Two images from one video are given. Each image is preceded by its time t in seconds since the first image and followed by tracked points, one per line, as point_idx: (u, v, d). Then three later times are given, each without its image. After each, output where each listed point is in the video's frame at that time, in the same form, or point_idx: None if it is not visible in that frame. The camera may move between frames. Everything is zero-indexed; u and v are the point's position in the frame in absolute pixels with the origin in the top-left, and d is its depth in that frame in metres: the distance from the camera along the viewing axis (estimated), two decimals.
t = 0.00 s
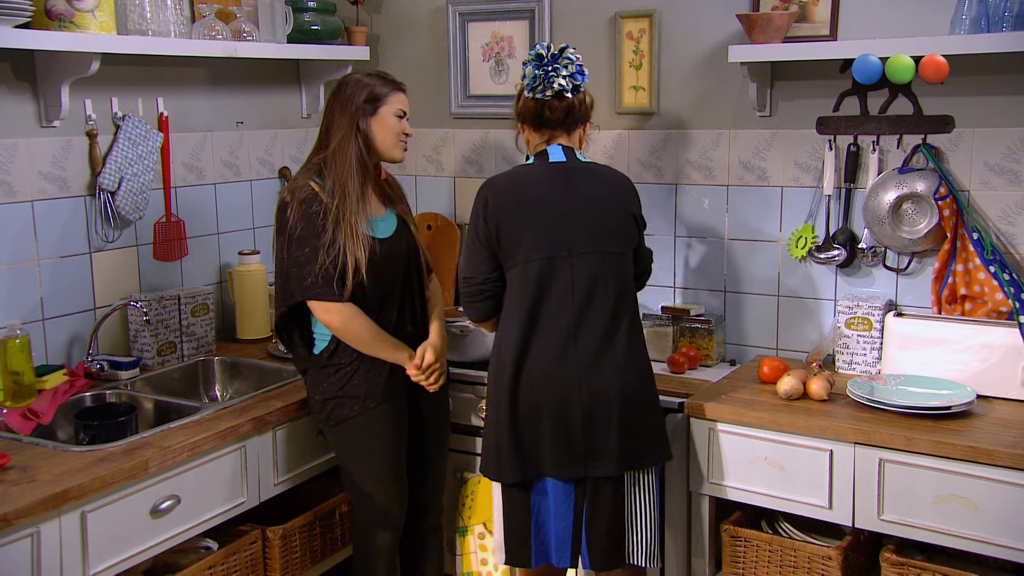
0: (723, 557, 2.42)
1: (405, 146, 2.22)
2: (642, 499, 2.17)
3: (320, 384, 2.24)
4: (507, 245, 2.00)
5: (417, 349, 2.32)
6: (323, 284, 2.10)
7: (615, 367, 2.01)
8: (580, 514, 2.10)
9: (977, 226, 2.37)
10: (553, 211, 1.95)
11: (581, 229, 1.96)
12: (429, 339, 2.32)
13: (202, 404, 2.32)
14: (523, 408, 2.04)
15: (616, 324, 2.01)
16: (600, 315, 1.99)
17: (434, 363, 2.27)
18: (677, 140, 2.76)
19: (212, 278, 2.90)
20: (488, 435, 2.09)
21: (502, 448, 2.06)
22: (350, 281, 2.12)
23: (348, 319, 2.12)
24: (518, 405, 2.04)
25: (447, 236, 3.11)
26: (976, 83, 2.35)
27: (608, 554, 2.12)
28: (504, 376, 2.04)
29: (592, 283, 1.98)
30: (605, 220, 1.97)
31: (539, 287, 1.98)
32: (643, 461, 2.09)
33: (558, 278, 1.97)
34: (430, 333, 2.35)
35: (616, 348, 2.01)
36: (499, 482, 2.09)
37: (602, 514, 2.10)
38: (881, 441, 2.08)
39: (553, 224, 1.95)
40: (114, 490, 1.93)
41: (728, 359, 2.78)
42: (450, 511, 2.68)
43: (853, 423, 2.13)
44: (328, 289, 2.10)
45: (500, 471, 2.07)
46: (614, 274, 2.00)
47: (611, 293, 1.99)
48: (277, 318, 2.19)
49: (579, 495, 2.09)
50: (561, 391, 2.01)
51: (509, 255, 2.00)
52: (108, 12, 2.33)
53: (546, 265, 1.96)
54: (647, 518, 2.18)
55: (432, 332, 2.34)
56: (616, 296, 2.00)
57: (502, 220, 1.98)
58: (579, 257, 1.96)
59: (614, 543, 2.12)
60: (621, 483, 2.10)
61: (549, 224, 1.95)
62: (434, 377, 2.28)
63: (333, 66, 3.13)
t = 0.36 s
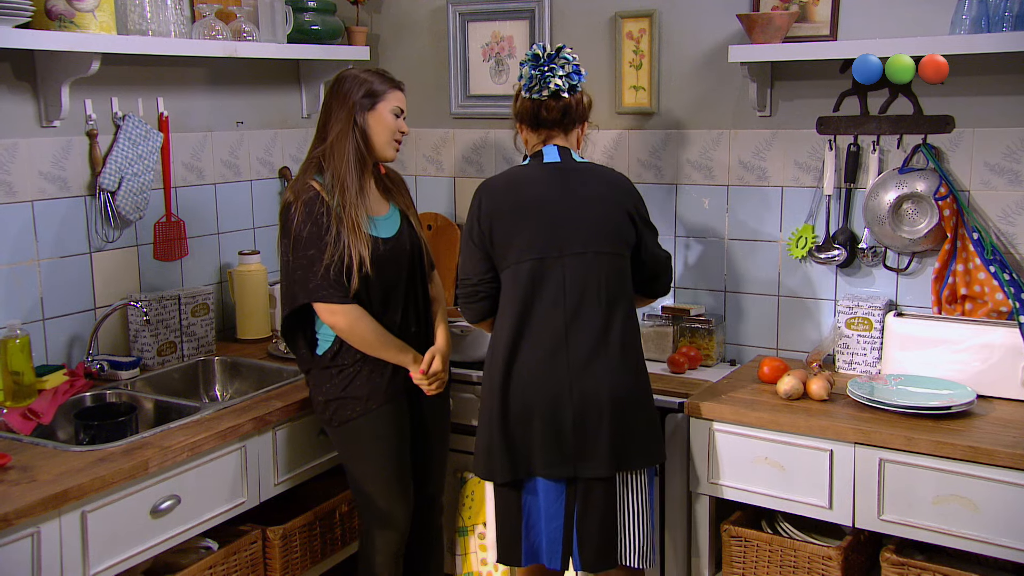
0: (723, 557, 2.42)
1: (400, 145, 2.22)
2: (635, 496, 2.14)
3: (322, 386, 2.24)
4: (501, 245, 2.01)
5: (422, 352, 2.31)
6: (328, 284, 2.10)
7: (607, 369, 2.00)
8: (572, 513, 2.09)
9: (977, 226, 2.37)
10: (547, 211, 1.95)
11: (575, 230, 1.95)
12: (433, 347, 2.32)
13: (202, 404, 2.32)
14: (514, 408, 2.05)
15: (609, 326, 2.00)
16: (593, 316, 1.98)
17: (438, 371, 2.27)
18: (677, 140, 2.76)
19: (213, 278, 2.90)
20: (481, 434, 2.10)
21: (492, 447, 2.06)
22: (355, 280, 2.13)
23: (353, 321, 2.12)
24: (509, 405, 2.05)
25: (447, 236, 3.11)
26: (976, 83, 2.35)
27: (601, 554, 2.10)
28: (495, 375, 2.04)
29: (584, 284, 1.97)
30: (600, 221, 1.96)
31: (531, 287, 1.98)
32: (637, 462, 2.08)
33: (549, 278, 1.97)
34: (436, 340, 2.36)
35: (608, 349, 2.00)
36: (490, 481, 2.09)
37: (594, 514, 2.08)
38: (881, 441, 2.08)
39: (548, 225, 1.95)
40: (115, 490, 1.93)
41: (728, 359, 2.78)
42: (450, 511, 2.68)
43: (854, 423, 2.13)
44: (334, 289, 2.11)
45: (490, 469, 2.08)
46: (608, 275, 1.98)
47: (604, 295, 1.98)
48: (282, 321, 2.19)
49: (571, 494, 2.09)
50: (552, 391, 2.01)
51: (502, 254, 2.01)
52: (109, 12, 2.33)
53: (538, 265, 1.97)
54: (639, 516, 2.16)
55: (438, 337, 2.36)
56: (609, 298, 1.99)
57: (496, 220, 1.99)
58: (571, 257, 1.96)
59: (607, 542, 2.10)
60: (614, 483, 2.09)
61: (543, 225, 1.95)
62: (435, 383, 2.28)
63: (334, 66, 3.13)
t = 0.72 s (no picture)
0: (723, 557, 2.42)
1: (401, 151, 2.22)
2: (626, 499, 2.11)
3: (322, 385, 2.24)
4: (498, 244, 2.01)
5: (420, 351, 2.31)
6: (330, 286, 2.10)
7: (600, 372, 2.00)
8: (562, 514, 2.09)
9: (977, 226, 2.38)
10: (545, 211, 1.95)
11: (571, 232, 1.95)
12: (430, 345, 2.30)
13: (202, 404, 2.32)
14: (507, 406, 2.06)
15: (603, 328, 1.99)
16: (587, 318, 1.98)
17: (436, 371, 2.26)
18: (677, 140, 2.76)
19: (213, 278, 2.90)
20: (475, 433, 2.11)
21: (484, 446, 2.07)
22: (357, 282, 2.13)
23: (354, 321, 2.12)
24: (502, 405, 2.06)
25: (447, 236, 3.11)
26: (976, 83, 2.35)
27: (593, 553, 2.09)
28: (489, 374, 2.05)
29: (579, 285, 1.97)
30: (597, 223, 1.96)
31: (526, 286, 1.98)
32: (630, 466, 2.07)
33: (544, 277, 1.97)
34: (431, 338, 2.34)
35: (602, 352, 2.00)
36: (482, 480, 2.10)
37: (586, 515, 2.08)
38: (881, 441, 2.08)
39: (545, 225, 1.95)
40: (116, 490, 1.93)
41: (728, 359, 2.78)
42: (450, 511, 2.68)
43: (854, 423, 2.13)
44: (336, 290, 2.11)
45: (481, 468, 2.09)
46: (603, 276, 1.98)
47: (599, 297, 1.98)
48: (280, 321, 2.20)
49: (561, 495, 2.09)
50: (545, 392, 2.01)
51: (499, 254, 2.02)
52: (109, 12, 2.33)
53: (534, 265, 1.97)
54: (631, 519, 2.13)
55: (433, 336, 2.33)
56: (604, 300, 1.98)
57: (492, 220, 2.00)
58: (567, 259, 1.96)
59: (597, 544, 2.09)
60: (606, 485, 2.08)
61: (541, 226, 1.96)
62: (435, 384, 2.27)
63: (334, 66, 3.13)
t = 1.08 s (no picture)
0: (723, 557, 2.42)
1: (397, 154, 2.23)
2: (622, 501, 2.09)
3: (321, 385, 2.24)
4: (497, 244, 2.03)
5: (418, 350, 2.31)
6: (327, 286, 2.11)
7: (595, 374, 1.99)
8: (557, 515, 2.09)
9: (977, 226, 2.38)
10: (541, 212, 1.96)
11: (567, 233, 1.95)
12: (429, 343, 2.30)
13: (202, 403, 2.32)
14: (503, 406, 2.07)
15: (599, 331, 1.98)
16: (582, 320, 1.97)
17: (435, 370, 2.26)
18: (677, 140, 2.76)
19: (213, 278, 2.90)
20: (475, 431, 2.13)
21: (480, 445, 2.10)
22: (355, 282, 2.14)
23: (353, 321, 2.12)
24: (498, 404, 2.07)
25: (447, 236, 3.11)
26: (976, 83, 2.35)
27: (588, 555, 2.07)
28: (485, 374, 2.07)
29: (574, 286, 1.96)
30: (593, 224, 1.95)
31: (522, 286, 1.99)
32: (626, 470, 2.05)
33: (539, 278, 1.98)
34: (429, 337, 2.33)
35: (598, 354, 1.98)
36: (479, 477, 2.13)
37: (581, 517, 2.06)
38: (881, 441, 2.08)
39: (541, 226, 1.96)
40: (116, 489, 1.93)
41: (728, 359, 2.78)
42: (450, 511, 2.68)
43: (854, 423, 2.13)
44: (333, 291, 2.11)
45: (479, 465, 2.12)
46: (599, 278, 1.97)
47: (594, 298, 1.97)
48: (279, 320, 2.19)
49: (556, 497, 2.08)
50: (539, 393, 2.01)
51: (498, 254, 2.04)
52: (109, 12, 2.33)
53: (529, 266, 1.98)
54: (628, 522, 2.11)
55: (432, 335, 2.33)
56: (600, 301, 1.97)
57: (490, 220, 2.02)
58: (562, 260, 1.96)
59: (590, 547, 2.08)
60: (601, 489, 2.07)
61: (537, 227, 1.96)
62: (434, 382, 2.27)
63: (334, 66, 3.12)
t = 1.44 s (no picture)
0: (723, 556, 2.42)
1: (395, 153, 2.22)
2: (611, 506, 2.06)
3: (321, 385, 2.24)
4: (505, 241, 2.07)
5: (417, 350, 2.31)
6: (324, 285, 2.11)
7: (586, 377, 1.97)
8: (546, 514, 2.09)
9: (978, 226, 2.38)
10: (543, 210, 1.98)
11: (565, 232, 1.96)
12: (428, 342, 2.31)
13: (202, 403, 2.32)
14: (499, 401, 2.09)
15: (592, 334, 1.96)
16: (574, 321, 1.97)
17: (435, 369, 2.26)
18: (677, 140, 2.76)
19: (214, 278, 2.90)
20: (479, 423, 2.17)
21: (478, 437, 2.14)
22: (353, 282, 2.14)
23: (352, 320, 2.12)
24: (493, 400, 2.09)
25: (448, 237, 3.11)
26: (976, 83, 2.35)
27: (573, 557, 2.06)
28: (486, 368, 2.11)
29: (569, 287, 1.96)
30: (590, 225, 1.94)
31: (522, 283, 2.02)
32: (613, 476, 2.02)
33: (536, 276, 1.99)
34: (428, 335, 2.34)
35: (589, 358, 1.97)
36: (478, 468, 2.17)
37: (568, 518, 2.06)
38: (881, 441, 2.08)
39: (542, 224, 1.98)
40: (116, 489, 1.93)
41: (729, 359, 2.78)
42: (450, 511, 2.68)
43: (855, 423, 2.13)
44: (330, 289, 2.11)
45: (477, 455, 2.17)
46: (595, 280, 1.95)
47: (588, 301, 1.96)
48: (278, 319, 2.20)
49: (545, 497, 2.08)
50: (530, 391, 2.02)
51: (506, 250, 2.07)
52: (109, 12, 2.33)
53: (528, 263, 2.00)
54: (618, 527, 2.08)
55: (431, 334, 2.34)
56: (593, 305, 1.96)
57: (500, 217, 2.07)
58: (558, 258, 1.97)
59: (575, 549, 2.06)
60: (591, 492, 2.05)
61: (539, 224, 1.99)
62: (433, 382, 2.28)
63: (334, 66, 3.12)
